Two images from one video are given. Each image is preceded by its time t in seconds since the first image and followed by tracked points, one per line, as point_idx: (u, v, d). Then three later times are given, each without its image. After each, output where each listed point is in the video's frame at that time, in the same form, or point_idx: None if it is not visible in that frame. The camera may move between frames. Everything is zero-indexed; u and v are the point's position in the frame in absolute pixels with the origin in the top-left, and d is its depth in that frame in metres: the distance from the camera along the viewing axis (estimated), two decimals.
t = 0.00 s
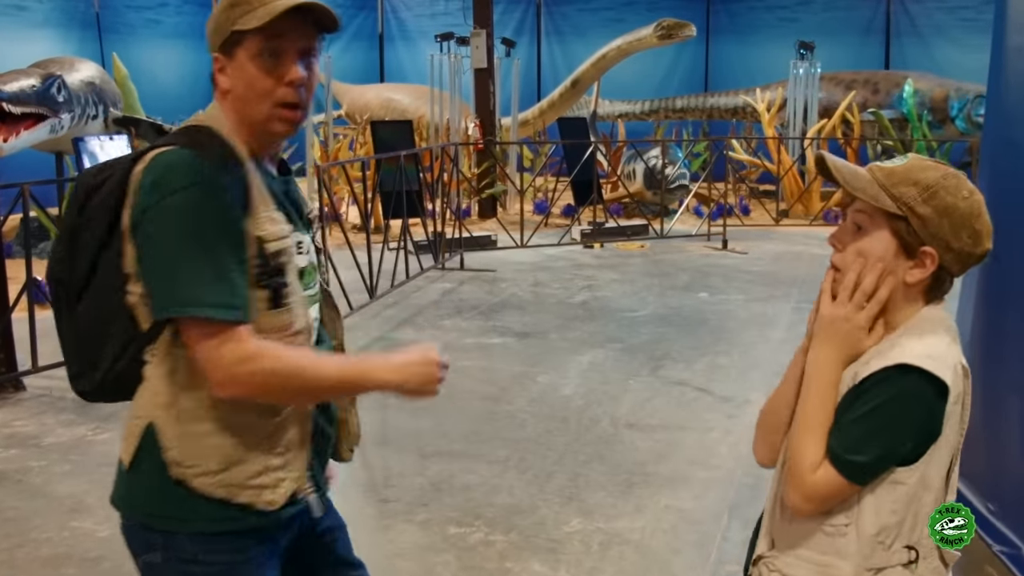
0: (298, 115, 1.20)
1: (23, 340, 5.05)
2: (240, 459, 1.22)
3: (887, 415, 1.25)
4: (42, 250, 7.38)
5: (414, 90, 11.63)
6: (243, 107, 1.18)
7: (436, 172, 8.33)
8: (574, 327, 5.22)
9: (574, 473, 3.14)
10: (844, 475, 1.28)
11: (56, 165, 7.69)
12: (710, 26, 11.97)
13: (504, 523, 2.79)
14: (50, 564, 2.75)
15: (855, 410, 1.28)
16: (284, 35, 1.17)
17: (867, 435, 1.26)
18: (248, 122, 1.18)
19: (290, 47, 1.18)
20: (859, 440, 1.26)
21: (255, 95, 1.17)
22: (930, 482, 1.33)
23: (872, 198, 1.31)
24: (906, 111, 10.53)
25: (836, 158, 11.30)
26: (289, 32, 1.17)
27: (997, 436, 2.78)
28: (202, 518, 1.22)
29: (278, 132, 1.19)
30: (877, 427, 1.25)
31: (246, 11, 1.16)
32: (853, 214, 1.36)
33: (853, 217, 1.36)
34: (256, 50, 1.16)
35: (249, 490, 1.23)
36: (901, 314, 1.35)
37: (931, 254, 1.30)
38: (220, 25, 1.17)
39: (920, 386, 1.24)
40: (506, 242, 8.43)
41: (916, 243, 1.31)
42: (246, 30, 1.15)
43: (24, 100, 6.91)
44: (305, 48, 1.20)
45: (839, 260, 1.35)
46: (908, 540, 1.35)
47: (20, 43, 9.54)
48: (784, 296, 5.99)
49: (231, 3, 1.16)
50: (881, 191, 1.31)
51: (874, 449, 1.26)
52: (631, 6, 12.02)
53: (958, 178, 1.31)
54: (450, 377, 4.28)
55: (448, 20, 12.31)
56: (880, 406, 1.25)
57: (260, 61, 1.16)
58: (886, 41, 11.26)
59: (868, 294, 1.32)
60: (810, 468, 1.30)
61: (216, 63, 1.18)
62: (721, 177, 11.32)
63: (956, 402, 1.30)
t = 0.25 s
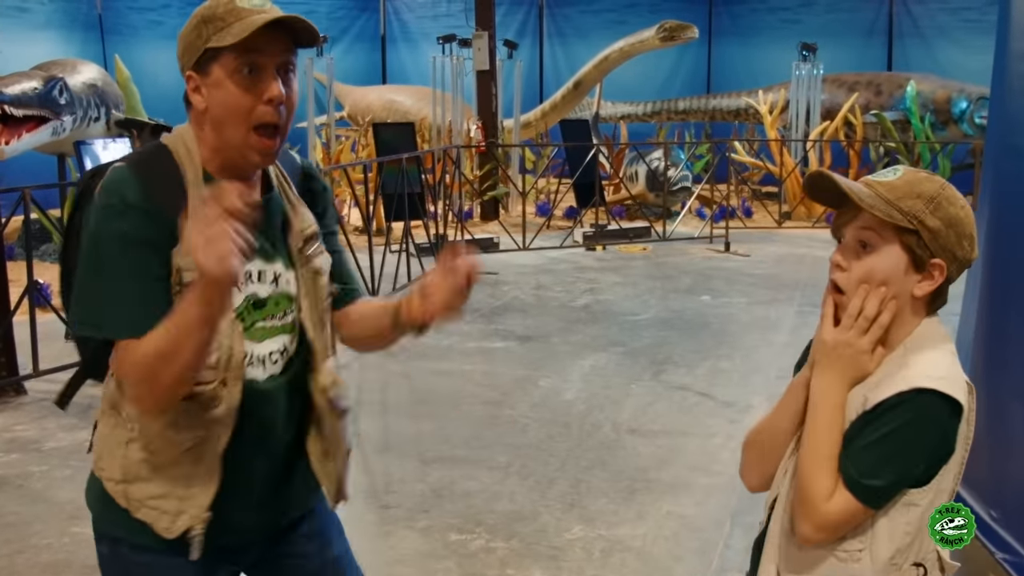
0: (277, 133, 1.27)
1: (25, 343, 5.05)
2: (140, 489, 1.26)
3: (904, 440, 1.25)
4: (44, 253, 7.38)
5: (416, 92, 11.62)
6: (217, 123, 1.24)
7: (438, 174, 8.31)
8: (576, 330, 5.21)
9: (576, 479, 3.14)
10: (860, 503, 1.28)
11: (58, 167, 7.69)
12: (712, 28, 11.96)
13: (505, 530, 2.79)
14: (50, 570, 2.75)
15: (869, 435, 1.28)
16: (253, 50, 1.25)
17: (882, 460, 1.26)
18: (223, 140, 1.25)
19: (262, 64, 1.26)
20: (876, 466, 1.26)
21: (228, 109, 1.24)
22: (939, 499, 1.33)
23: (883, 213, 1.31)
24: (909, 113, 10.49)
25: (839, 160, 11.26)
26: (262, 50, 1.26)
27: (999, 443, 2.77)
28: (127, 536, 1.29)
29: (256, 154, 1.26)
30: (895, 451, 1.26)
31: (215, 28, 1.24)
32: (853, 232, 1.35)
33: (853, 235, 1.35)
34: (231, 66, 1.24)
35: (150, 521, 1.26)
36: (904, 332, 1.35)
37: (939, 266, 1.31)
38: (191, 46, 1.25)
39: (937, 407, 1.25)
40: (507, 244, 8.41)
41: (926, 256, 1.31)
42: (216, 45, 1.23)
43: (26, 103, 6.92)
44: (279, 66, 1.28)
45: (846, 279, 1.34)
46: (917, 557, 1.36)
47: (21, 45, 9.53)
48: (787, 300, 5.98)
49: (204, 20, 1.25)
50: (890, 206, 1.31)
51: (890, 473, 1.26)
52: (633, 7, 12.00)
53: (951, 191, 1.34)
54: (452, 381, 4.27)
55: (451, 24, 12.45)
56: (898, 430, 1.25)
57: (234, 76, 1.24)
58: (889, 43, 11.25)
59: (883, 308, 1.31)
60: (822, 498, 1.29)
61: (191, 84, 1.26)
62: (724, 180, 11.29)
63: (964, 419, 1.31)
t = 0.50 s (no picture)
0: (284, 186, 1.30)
1: (26, 345, 5.04)
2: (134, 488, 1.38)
3: (934, 459, 1.23)
4: (47, 254, 7.38)
5: (418, 93, 11.62)
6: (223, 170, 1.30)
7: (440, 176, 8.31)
8: (577, 332, 5.21)
9: (578, 482, 3.13)
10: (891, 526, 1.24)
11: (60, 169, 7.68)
12: (715, 29, 11.96)
13: (506, 533, 2.78)
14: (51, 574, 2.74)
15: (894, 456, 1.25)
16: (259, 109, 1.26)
17: (914, 480, 1.24)
18: (231, 187, 1.30)
19: (266, 125, 1.27)
20: (906, 487, 1.24)
21: (230, 163, 1.28)
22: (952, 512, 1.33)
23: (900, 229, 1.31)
24: (912, 115, 10.48)
25: (842, 162, 11.25)
26: (268, 109, 1.27)
27: (1002, 448, 2.76)
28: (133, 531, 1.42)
29: (262, 205, 1.31)
30: (927, 471, 1.23)
31: (221, 78, 1.28)
32: (863, 248, 1.34)
33: (864, 251, 1.34)
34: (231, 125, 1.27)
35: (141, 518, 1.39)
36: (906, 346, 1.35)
37: (950, 279, 1.33)
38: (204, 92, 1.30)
39: (963, 424, 1.24)
40: (510, 245, 8.41)
41: (938, 271, 1.32)
42: (219, 103, 1.26)
43: (29, 104, 6.92)
44: (288, 125, 1.28)
45: (860, 297, 1.33)
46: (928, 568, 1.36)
47: (24, 46, 9.52)
48: (790, 302, 5.97)
49: (214, 70, 1.29)
50: (906, 220, 1.31)
51: (920, 493, 1.24)
52: (636, 9, 12.01)
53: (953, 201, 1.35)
54: (454, 384, 4.27)
55: (453, 25, 12.35)
56: (930, 449, 1.23)
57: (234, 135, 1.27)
58: (891, 45, 11.25)
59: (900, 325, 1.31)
60: (853, 520, 1.24)
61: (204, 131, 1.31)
62: (727, 181, 11.29)
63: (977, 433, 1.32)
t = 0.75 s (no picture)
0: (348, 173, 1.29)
1: (27, 346, 5.04)
2: (210, 480, 1.37)
3: (941, 469, 1.25)
4: (50, 254, 7.38)
5: (421, 94, 11.62)
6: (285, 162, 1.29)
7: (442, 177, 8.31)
8: (579, 334, 5.20)
9: (579, 485, 3.12)
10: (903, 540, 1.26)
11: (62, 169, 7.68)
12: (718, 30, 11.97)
13: (507, 536, 2.77)
14: None
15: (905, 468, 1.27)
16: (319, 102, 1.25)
17: (923, 492, 1.25)
18: (294, 178, 1.30)
19: (327, 114, 1.25)
20: (917, 497, 1.26)
21: (294, 153, 1.27)
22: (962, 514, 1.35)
23: (867, 231, 1.34)
24: (915, 116, 10.47)
25: (844, 163, 11.24)
26: (329, 98, 1.25)
27: (1005, 453, 2.76)
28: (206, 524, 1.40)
29: (325, 190, 1.30)
30: (935, 481, 1.25)
31: (280, 71, 1.26)
32: (847, 246, 1.38)
33: (849, 249, 1.38)
34: (297, 116, 1.25)
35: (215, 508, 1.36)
36: (899, 354, 1.37)
37: (925, 293, 1.32)
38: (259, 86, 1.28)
39: (968, 435, 1.26)
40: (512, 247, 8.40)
41: (911, 281, 1.32)
42: (279, 99, 1.25)
43: (30, 105, 6.92)
44: (347, 117, 1.27)
45: (833, 291, 1.38)
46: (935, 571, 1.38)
47: (27, 46, 9.52)
48: (793, 304, 5.96)
49: (269, 65, 1.27)
50: (878, 224, 1.33)
51: (932, 504, 1.25)
52: (639, 10, 12.02)
53: (961, 216, 1.32)
54: (455, 386, 4.26)
55: (456, 26, 12.37)
56: (937, 461, 1.25)
57: (299, 126, 1.25)
58: (894, 46, 11.24)
59: (865, 325, 1.35)
60: (860, 536, 1.27)
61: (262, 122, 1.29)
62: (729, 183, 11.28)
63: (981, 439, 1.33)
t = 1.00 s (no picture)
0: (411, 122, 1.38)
1: (27, 346, 5.03)
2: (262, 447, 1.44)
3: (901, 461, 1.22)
4: (52, 253, 7.37)
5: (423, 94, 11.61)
6: (350, 110, 1.35)
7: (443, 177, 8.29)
8: (580, 334, 5.20)
9: (579, 485, 3.12)
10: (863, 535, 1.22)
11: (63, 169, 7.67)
12: (720, 30, 11.95)
13: (505, 536, 2.77)
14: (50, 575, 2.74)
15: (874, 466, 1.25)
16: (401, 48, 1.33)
17: (888, 487, 1.22)
18: (358, 127, 1.37)
19: (404, 63, 1.34)
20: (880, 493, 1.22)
21: (370, 100, 1.34)
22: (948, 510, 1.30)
23: (845, 222, 1.31)
24: (917, 115, 10.48)
25: (846, 164, 11.22)
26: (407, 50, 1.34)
27: (1005, 452, 2.75)
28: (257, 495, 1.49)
29: (389, 138, 1.37)
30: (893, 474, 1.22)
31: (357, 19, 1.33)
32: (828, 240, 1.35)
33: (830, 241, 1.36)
34: (376, 64, 1.33)
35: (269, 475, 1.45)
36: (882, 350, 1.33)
37: (901, 284, 1.28)
38: (325, 33, 1.34)
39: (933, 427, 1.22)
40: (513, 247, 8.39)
41: (887, 272, 1.29)
42: (363, 43, 1.32)
43: (31, 105, 6.92)
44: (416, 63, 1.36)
45: (812, 285, 1.34)
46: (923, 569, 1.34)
47: (29, 46, 9.52)
48: (794, 304, 5.95)
49: (340, 12, 1.34)
50: (856, 216, 1.30)
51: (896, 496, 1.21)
52: (641, 10, 12.00)
53: (940, 207, 1.28)
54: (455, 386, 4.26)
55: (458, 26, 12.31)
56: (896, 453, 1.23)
57: (377, 73, 1.33)
58: (897, 46, 11.21)
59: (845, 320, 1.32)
60: (825, 531, 1.24)
61: (325, 72, 1.35)
62: (731, 183, 11.26)
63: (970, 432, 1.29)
